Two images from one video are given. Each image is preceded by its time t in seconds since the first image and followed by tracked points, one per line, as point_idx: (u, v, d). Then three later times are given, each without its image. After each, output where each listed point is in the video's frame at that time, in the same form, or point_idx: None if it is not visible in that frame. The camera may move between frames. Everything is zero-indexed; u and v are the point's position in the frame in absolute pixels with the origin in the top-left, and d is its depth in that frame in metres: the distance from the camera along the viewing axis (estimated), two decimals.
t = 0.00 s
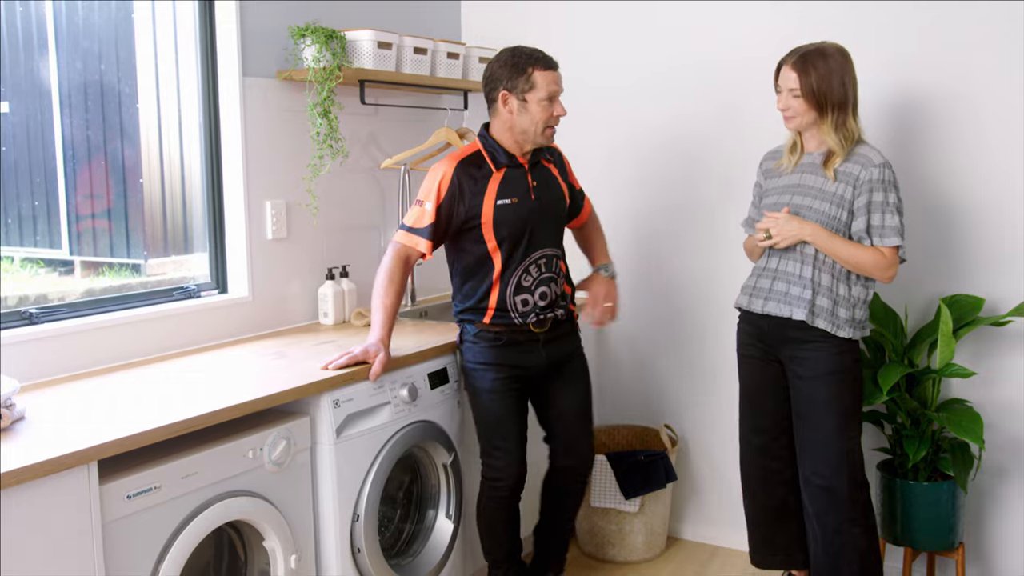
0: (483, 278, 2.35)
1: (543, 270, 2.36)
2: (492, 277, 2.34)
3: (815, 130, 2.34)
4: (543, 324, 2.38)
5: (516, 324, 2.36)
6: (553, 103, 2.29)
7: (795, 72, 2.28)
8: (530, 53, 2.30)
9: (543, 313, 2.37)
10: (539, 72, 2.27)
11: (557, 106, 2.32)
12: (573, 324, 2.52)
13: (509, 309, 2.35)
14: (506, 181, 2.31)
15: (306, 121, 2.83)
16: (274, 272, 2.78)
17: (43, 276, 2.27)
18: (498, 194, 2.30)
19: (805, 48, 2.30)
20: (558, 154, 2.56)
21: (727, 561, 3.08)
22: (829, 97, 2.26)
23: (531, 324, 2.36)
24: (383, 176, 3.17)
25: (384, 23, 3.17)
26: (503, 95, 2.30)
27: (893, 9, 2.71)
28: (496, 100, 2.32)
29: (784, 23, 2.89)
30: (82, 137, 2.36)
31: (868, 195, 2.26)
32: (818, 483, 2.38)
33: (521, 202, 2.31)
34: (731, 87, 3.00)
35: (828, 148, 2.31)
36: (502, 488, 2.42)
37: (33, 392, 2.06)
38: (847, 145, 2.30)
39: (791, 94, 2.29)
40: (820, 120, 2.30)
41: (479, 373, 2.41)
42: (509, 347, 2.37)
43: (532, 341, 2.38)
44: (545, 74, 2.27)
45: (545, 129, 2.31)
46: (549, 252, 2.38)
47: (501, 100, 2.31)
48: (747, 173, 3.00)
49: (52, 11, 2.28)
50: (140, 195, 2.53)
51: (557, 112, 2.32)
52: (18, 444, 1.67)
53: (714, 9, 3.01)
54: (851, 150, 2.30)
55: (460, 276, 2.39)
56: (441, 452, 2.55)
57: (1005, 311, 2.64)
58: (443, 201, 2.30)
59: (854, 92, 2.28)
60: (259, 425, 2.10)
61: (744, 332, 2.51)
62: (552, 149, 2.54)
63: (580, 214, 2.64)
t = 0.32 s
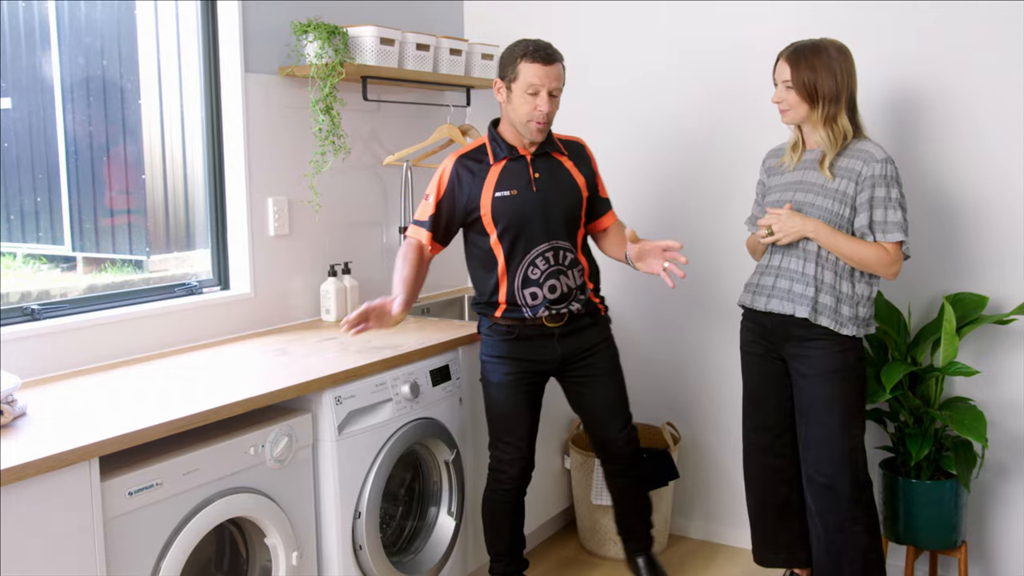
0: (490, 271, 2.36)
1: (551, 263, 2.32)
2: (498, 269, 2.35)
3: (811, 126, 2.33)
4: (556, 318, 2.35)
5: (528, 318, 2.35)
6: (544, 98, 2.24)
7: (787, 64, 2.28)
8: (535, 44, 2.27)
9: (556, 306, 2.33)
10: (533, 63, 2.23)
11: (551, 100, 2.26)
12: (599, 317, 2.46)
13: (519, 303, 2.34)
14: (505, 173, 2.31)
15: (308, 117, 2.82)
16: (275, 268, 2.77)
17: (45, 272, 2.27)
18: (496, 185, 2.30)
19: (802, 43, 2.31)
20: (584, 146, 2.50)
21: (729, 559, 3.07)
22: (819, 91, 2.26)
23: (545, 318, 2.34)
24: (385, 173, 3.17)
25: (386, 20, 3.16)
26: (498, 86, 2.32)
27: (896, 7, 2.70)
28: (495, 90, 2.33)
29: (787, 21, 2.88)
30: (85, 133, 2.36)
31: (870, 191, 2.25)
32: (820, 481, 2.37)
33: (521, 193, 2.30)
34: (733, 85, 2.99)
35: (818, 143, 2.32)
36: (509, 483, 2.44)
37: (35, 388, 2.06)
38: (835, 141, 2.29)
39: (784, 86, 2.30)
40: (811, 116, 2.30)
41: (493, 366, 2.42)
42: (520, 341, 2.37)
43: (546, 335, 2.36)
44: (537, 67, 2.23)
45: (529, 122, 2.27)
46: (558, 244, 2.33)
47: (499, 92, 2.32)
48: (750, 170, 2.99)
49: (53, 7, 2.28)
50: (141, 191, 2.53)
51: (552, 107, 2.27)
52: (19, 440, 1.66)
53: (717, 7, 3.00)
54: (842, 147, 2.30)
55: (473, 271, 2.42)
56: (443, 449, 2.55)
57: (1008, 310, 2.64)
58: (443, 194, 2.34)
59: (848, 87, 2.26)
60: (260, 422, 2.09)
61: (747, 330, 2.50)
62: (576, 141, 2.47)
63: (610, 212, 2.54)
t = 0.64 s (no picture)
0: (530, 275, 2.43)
1: (582, 272, 2.34)
2: (535, 274, 2.41)
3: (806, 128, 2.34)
4: (586, 328, 2.36)
5: (561, 323, 2.39)
6: (565, 108, 2.25)
7: (784, 65, 2.30)
8: (564, 56, 2.29)
9: (584, 317, 2.35)
10: (552, 75, 2.26)
11: (574, 109, 2.26)
12: (634, 334, 2.40)
13: (552, 309, 2.39)
14: (545, 182, 2.37)
15: (306, 120, 2.82)
16: (273, 271, 2.77)
17: (42, 274, 2.27)
18: (535, 194, 2.37)
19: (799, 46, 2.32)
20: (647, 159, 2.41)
21: (726, 564, 3.07)
22: (814, 92, 2.26)
23: (575, 325, 2.37)
24: (383, 177, 3.17)
25: (385, 22, 3.16)
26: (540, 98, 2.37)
27: (894, 12, 2.70)
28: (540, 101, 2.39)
29: (785, 25, 2.89)
30: (84, 134, 2.36)
31: (867, 196, 2.25)
32: (817, 486, 2.37)
33: (557, 202, 2.34)
34: (731, 88, 2.99)
35: (812, 144, 2.32)
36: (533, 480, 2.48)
37: (31, 391, 2.05)
38: (829, 144, 2.29)
39: (781, 86, 2.31)
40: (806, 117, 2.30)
41: (527, 366, 2.48)
42: (552, 344, 2.41)
43: (576, 342, 2.38)
44: (555, 80, 2.25)
45: (553, 130, 2.29)
46: (590, 255, 2.33)
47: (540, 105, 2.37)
48: (748, 175, 2.99)
49: (53, 8, 2.28)
50: (140, 193, 2.52)
51: (574, 116, 2.26)
52: (14, 443, 1.66)
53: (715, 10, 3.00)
54: (836, 150, 2.30)
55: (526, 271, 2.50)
56: (440, 453, 2.55)
57: (1006, 315, 2.64)
58: (499, 201, 2.44)
59: (844, 89, 2.27)
60: (256, 425, 2.09)
61: (744, 334, 2.50)
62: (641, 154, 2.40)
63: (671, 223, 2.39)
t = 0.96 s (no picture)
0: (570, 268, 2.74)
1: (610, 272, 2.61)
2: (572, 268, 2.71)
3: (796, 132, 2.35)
4: (612, 322, 2.62)
5: (591, 315, 2.66)
6: (604, 117, 2.49)
7: (773, 70, 2.33)
8: (612, 67, 2.52)
9: (611, 312, 2.61)
10: (596, 86, 2.51)
11: (614, 119, 2.49)
12: (656, 333, 2.62)
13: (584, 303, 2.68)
14: (585, 185, 2.65)
15: (301, 122, 2.82)
16: (267, 273, 2.77)
17: (36, 275, 2.27)
18: (576, 194, 2.66)
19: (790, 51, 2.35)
20: (691, 166, 2.60)
21: (719, 566, 3.07)
22: (801, 95, 2.28)
23: (602, 319, 2.63)
24: (377, 179, 3.17)
25: (381, 24, 3.16)
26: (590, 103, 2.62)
27: (888, 17, 2.71)
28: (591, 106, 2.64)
29: (780, 29, 2.89)
30: (79, 135, 2.36)
31: (860, 200, 2.26)
32: (810, 490, 2.37)
33: (592, 204, 2.63)
34: (726, 92, 3.00)
35: (798, 146, 2.33)
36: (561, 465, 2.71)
37: (24, 392, 2.05)
38: (815, 146, 2.29)
39: (770, 91, 2.33)
40: (793, 120, 2.31)
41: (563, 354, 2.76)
42: (581, 333, 2.69)
43: (603, 334, 2.64)
44: (599, 90, 2.49)
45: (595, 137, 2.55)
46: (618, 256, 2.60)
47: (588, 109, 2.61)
48: (743, 178, 2.99)
49: (48, 10, 2.28)
50: (135, 195, 2.52)
51: (612, 125, 2.50)
52: (6, 444, 1.66)
53: (710, 14, 3.01)
54: (823, 154, 2.30)
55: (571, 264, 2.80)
56: (434, 455, 2.54)
57: (999, 319, 2.65)
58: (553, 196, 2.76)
59: (832, 93, 2.27)
60: (249, 427, 2.09)
61: (738, 338, 2.50)
62: (681, 159, 2.59)
63: (700, 233, 2.58)
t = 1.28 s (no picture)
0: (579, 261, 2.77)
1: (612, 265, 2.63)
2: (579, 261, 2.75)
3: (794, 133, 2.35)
4: (615, 316, 2.64)
5: (594, 310, 2.70)
6: (617, 111, 2.53)
7: (769, 73, 2.33)
8: (627, 62, 2.55)
9: (613, 305, 2.64)
10: (610, 80, 2.55)
11: (627, 113, 2.53)
12: (657, 327, 2.61)
13: (588, 297, 2.71)
14: (597, 177, 2.68)
15: (302, 120, 2.83)
16: (268, 271, 2.77)
17: (39, 272, 2.27)
18: (587, 187, 2.69)
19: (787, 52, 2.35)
20: (700, 162, 2.61)
21: (720, 566, 3.07)
22: (797, 95, 2.28)
23: (604, 313, 2.66)
24: (379, 177, 3.17)
25: (382, 22, 3.16)
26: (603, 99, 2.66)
27: (891, 16, 2.70)
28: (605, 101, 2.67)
29: (781, 28, 2.89)
30: (81, 132, 2.36)
31: (861, 199, 2.25)
32: (810, 490, 2.37)
33: (602, 196, 2.66)
34: (728, 91, 3.00)
35: (796, 146, 2.33)
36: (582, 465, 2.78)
37: (25, 389, 2.05)
38: (812, 146, 2.29)
39: (767, 93, 2.34)
40: (790, 121, 2.31)
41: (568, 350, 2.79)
42: (586, 329, 2.73)
43: (605, 327, 2.66)
44: (613, 84, 2.53)
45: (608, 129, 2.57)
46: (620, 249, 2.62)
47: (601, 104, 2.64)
48: (744, 178, 2.99)
49: (51, 8, 2.28)
50: (137, 193, 2.53)
51: (625, 119, 2.53)
52: (7, 441, 1.66)
53: (711, 13, 3.01)
54: (821, 154, 2.30)
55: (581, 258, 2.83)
56: (434, 453, 2.55)
57: (1000, 319, 2.64)
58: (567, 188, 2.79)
59: (829, 93, 2.27)
60: (250, 424, 2.09)
61: (740, 337, 2.50)
62: (691, 156, 2.60)
63: (705, 228, 2.58)
